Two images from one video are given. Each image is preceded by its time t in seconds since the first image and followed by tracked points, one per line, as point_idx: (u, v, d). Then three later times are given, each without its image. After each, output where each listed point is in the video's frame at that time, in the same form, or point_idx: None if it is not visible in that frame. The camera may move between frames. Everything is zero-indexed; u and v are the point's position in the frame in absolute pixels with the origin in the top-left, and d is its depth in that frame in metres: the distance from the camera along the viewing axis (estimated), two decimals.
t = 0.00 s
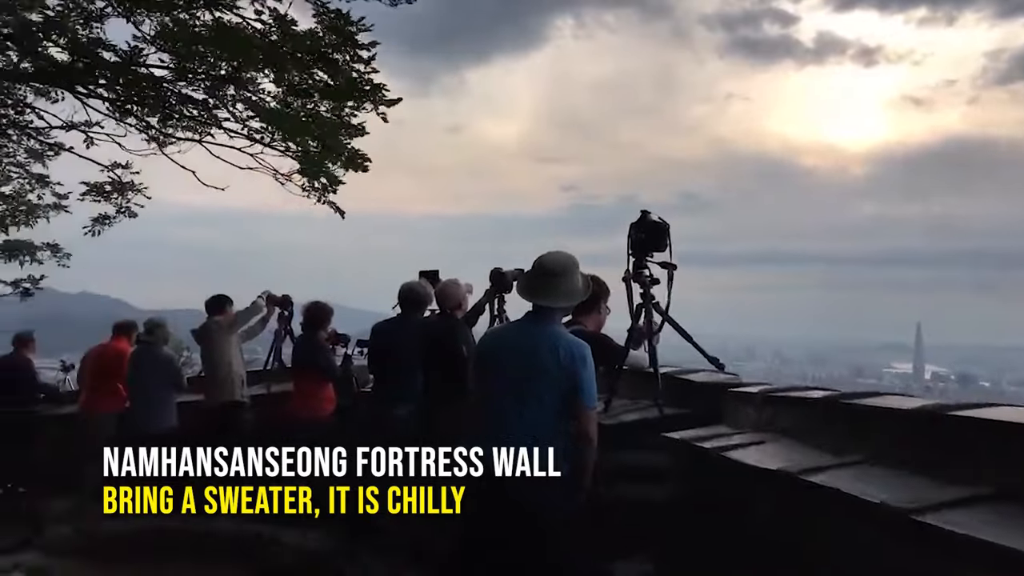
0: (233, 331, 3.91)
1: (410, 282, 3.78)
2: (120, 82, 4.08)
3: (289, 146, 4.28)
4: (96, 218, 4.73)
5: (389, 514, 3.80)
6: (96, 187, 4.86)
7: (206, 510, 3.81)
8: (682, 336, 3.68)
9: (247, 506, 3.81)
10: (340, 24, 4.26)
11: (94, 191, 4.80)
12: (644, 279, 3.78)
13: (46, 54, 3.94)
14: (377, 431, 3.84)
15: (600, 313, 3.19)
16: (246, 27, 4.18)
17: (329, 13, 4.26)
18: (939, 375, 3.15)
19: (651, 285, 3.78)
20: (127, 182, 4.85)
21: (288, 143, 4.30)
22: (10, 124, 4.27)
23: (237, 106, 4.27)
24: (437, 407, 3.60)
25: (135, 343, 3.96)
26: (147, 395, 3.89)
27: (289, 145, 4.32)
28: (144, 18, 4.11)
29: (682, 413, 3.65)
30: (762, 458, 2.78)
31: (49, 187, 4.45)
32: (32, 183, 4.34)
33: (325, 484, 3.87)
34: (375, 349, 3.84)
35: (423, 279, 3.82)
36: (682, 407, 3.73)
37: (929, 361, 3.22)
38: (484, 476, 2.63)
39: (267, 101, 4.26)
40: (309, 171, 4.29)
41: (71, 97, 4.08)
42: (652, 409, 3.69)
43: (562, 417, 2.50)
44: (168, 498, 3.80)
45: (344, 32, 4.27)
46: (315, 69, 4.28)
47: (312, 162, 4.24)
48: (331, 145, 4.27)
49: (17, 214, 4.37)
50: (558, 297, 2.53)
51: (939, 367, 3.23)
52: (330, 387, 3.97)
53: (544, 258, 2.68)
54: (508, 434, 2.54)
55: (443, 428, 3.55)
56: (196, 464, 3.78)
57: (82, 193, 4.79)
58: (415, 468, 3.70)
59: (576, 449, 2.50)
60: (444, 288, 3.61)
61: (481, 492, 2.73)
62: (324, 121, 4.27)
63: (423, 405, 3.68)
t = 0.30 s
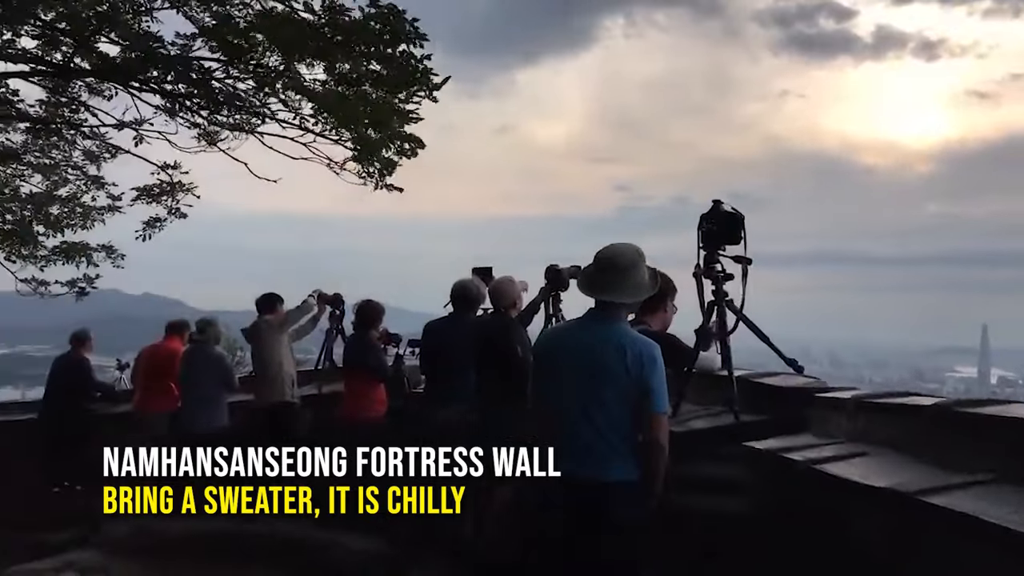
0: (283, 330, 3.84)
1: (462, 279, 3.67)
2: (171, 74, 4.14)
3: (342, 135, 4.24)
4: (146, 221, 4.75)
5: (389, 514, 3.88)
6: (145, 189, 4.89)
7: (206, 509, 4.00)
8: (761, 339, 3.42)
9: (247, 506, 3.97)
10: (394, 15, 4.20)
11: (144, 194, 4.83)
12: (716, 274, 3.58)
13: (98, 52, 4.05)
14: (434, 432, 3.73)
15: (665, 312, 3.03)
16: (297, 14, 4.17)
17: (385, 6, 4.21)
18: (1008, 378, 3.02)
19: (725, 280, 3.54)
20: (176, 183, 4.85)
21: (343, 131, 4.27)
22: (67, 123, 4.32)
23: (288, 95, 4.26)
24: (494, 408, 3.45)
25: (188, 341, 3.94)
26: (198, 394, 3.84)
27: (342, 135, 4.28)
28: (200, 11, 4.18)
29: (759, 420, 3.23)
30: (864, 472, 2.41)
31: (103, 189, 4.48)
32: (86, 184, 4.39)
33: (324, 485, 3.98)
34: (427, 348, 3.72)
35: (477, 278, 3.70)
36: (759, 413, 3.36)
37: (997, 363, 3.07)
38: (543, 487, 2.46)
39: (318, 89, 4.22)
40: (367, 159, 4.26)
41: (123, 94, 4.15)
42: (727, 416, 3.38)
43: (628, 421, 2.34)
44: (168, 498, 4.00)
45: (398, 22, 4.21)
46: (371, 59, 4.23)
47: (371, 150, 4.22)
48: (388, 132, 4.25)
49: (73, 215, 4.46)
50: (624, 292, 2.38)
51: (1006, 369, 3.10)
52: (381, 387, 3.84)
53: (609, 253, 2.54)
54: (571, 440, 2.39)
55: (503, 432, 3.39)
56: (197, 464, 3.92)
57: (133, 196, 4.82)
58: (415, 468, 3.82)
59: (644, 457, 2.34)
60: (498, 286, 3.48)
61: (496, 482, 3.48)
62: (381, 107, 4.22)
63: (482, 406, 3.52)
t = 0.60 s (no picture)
0: (320, 330, 3.82)
1: (501, 279, 3.57)
2: (204, 71, 4.12)
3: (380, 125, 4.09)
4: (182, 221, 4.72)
5: (389, 514, 3.81)
6: (182, 189, 4.86)
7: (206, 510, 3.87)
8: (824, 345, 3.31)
9: (247, 506, 3.86)
10: None
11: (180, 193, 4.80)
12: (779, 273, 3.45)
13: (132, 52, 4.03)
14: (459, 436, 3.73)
15: (721, 316, 2.81)
16: (335, 8, 4.14)
17: None
18: None
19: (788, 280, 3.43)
20: (212, 183, 4.83)
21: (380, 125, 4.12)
22: (103, 125, 4.30)
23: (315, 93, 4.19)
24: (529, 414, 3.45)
25: (225, 343, 3.91)
26: (235, 395, 3.87)
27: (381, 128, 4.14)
28: (235, 11, 4.17)
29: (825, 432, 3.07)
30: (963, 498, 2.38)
31: (140, 191, 4.45)
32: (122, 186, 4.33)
33: (325, 484, 3.84)
34: (466, 351, 3.63)
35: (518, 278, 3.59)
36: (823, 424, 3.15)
37: None
38: (590, 496, 2.37)
39: (352, 83, 4.17)
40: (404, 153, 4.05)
41: (157, 94, 4.14)
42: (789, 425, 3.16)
43: (686, 430, 2.18)
44: (168, 498, 3.87)
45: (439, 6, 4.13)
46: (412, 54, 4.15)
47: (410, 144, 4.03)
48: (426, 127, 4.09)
49: (112, 218, 4.39)
50: (676, 293, 2.24)
51: None
52: (419, 391, 3.78)
53: (661, 253, 2.42)
54: (621, 451, 2.28)
55: (533, 435, 3.46)
56: (197, 464, 3.88)
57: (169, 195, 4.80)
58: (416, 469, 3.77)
59: (702, 473, 2.18)
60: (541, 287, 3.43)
61: (494, 481, 3.70)
62: (420, 102, 4.10)
63: (518, 410, 3.51)
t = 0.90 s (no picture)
0: (366, 330, 3.71)
1: (553, 278, 3.43)
2: (251, 65, 4.09)
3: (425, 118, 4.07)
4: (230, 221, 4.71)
5: (389, 514, 3.86)
6: (230, 189, 4.84)
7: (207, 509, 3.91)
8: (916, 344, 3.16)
9: (247, 506, 3.91)
10: None
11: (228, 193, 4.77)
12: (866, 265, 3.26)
13: (176, 48, 4.10)
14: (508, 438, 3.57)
15: (795, 312, 2.64)
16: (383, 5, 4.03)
17: None
18: None
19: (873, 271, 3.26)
20: (261, 183, 4.78)
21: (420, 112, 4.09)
22: (150, 124, 4.28)
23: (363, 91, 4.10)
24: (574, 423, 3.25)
25: (270, 343, 3.81)
26: (279, 397, 3.77)
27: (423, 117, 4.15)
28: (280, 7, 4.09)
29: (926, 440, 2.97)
30: None
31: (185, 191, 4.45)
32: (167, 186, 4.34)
33: (326, 485, 3.89)
34: (519, 349, 3.48)
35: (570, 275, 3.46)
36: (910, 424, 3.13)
37: None
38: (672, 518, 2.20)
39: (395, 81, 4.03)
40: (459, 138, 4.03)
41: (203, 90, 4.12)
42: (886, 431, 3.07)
43: (774, 438, 2.05)
44: (168, 498, 3.94)
45: None
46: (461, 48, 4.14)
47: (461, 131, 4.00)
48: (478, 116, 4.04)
49: (160, 221, 4.40)
50: (758, 285, 2.13)
51: None
52: (467, 392, 3.62)
53: (741, 235, 2.26)
54: (701, 463, 2.12)
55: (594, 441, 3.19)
56: (196, 464, 3.92)
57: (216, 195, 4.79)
58: (416, 470, 3.82)
59: (792, 484, 2.07)
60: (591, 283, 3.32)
61: (494, 481, 3.67)
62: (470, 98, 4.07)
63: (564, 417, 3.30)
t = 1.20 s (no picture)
0: (426, 329, 3.56)
1: (620, 275, 3.32)
2: (309, 57, 4.03)
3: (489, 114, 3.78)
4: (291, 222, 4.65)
5: (389, 514, 3.73)
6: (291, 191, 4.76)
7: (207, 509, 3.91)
8: None
9: (247, 506, 3.89)
10: None
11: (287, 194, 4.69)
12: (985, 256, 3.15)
13: (231, 40, 4.05)
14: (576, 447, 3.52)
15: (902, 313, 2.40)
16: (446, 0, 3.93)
17: None
18: None
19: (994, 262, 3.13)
20: (319, 183, 4.70)
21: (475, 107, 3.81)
22: (208, 120, 4.13)
23: (422, 83, 3.92)
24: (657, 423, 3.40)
25: (330, 343, 3.73)
26: (340, 397, 3.77)
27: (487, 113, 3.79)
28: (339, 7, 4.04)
29: None
30: None
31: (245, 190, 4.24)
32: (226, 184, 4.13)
33: (326, 484, 3.83)
34: (585, 349, 3.43)
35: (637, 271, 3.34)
36: None
37: None
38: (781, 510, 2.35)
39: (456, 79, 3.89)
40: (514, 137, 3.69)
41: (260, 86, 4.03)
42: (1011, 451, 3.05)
43: (894, 444, 2.18)
44: (168, 498, 3.93)
45: None
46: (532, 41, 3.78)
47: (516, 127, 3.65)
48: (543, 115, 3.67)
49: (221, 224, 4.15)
50: (868, 274, 2.32)
51: None
52: (529, 395, 3.50)
53: (840, 227, 2.42)
54: (814, 469, 2.27)
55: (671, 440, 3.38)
56: (196, 464, 3.86)
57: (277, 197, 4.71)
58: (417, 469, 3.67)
59: (914, 494, 2.17)
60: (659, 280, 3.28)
61: (494, 482, 3.58)
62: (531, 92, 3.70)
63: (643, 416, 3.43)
